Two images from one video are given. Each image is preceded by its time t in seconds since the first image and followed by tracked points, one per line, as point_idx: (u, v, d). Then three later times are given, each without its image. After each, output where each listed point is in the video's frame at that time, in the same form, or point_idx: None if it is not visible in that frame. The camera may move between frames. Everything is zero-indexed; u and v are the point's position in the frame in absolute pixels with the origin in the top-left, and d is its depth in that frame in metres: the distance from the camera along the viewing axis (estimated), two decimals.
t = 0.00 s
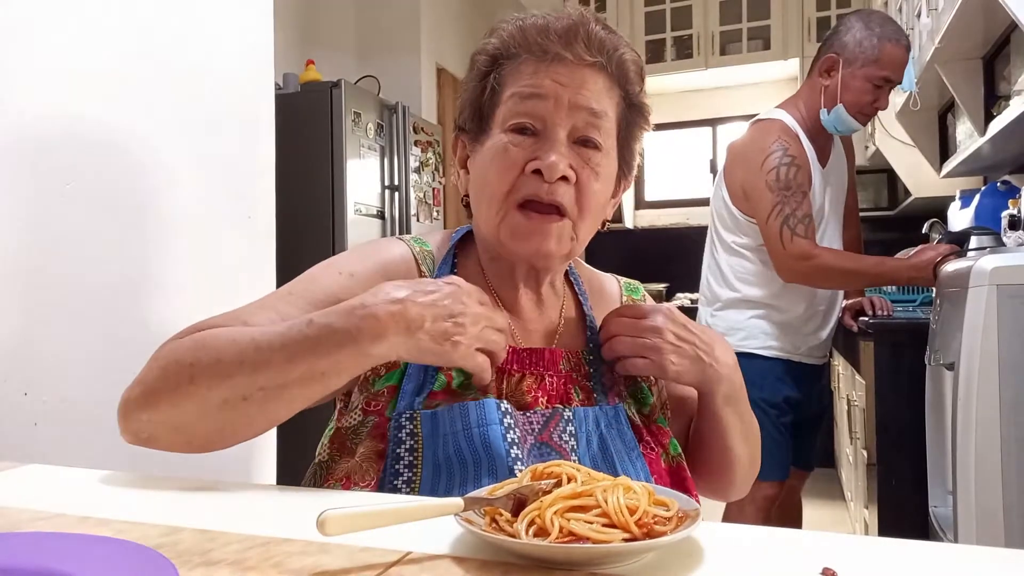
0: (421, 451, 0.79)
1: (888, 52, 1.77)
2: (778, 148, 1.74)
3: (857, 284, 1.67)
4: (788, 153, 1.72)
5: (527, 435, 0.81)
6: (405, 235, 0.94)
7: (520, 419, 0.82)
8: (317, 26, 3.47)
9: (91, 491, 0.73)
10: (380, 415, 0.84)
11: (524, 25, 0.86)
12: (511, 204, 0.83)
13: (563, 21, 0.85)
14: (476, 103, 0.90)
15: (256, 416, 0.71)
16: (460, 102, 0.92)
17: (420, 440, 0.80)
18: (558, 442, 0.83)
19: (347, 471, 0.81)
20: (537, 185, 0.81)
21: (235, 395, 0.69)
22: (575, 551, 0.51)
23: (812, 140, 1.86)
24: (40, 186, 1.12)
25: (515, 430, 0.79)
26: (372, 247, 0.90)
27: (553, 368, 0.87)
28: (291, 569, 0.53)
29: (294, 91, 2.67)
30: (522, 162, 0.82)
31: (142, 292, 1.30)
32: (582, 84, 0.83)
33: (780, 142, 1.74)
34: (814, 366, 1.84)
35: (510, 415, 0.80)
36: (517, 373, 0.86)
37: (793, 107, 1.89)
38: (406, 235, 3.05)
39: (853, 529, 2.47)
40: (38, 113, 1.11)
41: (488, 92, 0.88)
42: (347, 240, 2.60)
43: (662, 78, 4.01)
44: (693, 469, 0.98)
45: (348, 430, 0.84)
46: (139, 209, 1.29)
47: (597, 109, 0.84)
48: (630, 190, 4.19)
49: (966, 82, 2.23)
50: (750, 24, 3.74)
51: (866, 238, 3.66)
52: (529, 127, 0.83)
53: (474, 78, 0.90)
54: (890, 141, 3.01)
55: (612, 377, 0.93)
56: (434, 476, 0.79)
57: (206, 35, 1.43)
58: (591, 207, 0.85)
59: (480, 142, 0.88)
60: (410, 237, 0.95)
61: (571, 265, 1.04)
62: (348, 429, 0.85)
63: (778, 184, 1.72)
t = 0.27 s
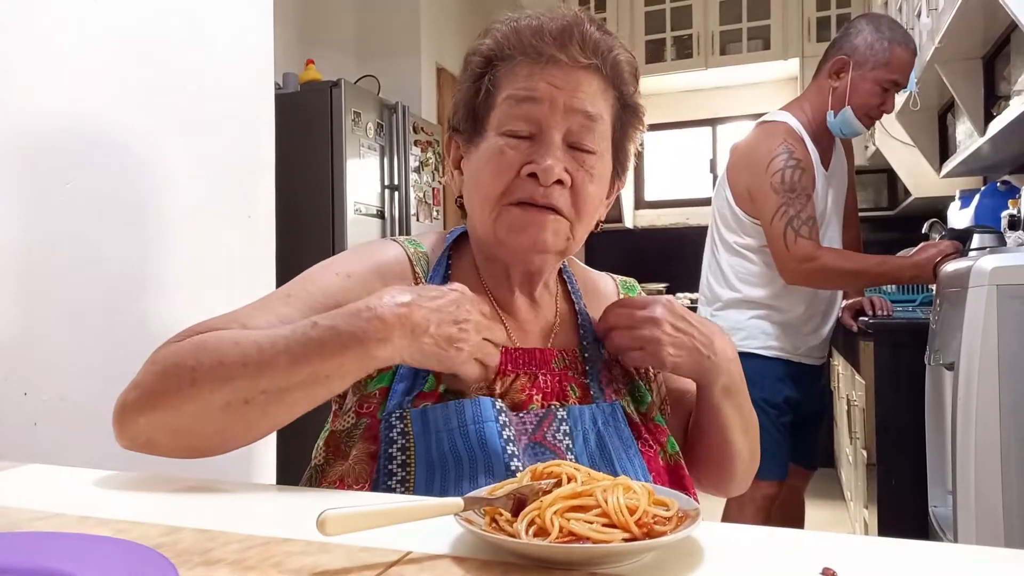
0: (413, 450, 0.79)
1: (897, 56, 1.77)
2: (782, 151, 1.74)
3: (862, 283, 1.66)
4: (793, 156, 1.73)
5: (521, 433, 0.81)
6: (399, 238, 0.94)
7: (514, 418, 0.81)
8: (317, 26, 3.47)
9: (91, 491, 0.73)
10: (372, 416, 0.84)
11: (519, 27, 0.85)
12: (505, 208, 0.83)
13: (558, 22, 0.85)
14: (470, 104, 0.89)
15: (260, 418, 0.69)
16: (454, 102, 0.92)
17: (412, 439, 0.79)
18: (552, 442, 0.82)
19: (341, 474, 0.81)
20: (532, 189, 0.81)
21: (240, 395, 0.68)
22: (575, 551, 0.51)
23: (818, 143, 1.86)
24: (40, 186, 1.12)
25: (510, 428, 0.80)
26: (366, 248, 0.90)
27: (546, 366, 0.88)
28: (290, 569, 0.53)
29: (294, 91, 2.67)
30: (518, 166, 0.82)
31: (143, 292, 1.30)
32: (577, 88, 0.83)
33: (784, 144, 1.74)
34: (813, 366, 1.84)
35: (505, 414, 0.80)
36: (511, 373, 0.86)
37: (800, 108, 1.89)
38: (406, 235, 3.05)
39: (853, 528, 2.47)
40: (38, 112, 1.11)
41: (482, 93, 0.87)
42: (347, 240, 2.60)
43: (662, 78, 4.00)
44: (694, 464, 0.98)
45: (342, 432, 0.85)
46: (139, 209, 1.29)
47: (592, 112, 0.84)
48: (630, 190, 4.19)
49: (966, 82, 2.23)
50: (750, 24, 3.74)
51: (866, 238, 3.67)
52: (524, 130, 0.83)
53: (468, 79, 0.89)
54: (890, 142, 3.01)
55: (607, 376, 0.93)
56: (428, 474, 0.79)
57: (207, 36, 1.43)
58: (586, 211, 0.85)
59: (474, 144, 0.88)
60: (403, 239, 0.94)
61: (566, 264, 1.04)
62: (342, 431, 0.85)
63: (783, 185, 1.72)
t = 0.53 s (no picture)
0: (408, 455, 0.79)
1: (896, 56, 1.78)
2: (780, 149, 1.75)
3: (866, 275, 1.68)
4: (790, 154, 1.73)
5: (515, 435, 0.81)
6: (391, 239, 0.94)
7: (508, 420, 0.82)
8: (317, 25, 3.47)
9: (90, 490, 0.73)
10: (368, 421, 0.84)
11: (523, 24, 0.85)
12: (509, 207, 0.83)
13: (563, 21, 0.84)
14: (470, 101, 0.88)
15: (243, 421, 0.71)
16: (451, 97, 0.90)
17: (407, 444, 0.80)
18: (546, 443, 0.82)
19: (338, 479, 0.82)
20: (540, 189, 0.82)
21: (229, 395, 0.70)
22: (575, 550, 0.51)
23: (816, 142, 1.86)
24: (40, 185, 1.12)
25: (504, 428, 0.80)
26: (357, 250, 0.90)
27: (542, 366, 0.88)
28: (289, 568, 0.53)
29: (294, 90, 2.66)
30: (525, 167, 0.82)
31: (143, 291, 1.30)
32: (583, 89, 0.83)
33: (781, 143, 1.74)
34: (812, 364, 1.84)
35: (500, 417, 0.81)
36: (507, 374, 0.86)
37: (799, 108, 1.88)
38: (405, 234, 3.05)
39: (851, 527, 2.47)
40: (38, 112, 1.11)
41: (484, 90, 0.86)
42: (346, 239, 2.60)
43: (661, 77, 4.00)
44: (695, 461, 0.98)
45: (337, 437, 0.85)
46: (139, 207, 1.29)
47: (597, 113, 0.85)
48: (629, 189, 4.20)
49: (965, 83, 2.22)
50: (750, 23, 3.74)
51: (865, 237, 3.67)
52: (529, 129, 0.83)
53: (468, 75, 0.88)
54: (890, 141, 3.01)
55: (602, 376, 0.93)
56: (423, 479, 0.79)
57: (207, 35, 1.43)
58: (591, 211, 0.86)
59: (475, 142, 0.87)
60: (395, 240, 0.94)
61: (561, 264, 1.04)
62: (337, 436, 0.85)
63: (779, 182, 1.72)
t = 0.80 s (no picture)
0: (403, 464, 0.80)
1: (888, 54, 1.78)
2: (775, 145, 1.75)
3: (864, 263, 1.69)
4: (786, 149, 1.74)
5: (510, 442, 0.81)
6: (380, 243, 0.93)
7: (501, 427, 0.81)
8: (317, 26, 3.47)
9: (88, 490, 0.73)
10: (363, 430, 0.84)
11: (520, 20, 0.85)
12: (503, 205, 0.83)
13: (560, 18, 0.85)
14: (466, 97, 0.88)
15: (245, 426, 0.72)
16: (447, 93, 0.91)
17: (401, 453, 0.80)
18: (540, 450, 0.82)
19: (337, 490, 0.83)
20: (535, 188, 0.81)
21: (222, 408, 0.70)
22: (575, 550, 0.52)
23: (812, 142, 1.86)
24: (40, 184, 1.12)
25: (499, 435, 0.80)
26: (345, 258, 0.89)
27: (538, 370, 0.88)
28: (289, 568, 0.53)
29: (294, 90, 2.66)
30: (520, 163, 0.82)
31: (144, 291, 1.30)
32: (580, 86, 0.83)
33: (776, 139, 1.75)
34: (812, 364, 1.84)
35: (493, 424, 0.81)
36: (501, 378, 0.86)
37: (793, 108, 1.89)
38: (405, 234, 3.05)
39: (851, 527, 2.48)
40: (38, 111, 1.11)
41: (480, 86, 0.87)
42: (346, 239, 2.60)
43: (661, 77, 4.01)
44: (694, 464, 0.98)
45: (335, 447, 0.86)
46: (138, 207, 1.29)
47: (593, 111, 0.85)
48: (629, 189, 4.20)
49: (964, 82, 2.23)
50: (749, 23, 3.74)
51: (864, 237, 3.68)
52: (525, 125, 0.83)
53: (464, 71, 0.88)
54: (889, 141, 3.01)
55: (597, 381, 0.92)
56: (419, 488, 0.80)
57: (207, 36, 1.43)
58: (586, 209, 0.85)
59: (470, 138, 0.87)
60: (386, 243, 0.94)
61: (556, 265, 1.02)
62: (334, 446, 0.86)
63: (775, 176, 1.72)
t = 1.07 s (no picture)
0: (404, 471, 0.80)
1: (875, 44, 1.78)
2: (767, 137, 1.76)
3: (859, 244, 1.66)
4: (776, 140, 1.75)
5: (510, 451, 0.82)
6: (377, 245, 0.93)
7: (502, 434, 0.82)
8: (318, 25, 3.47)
9: (89, 489, 0.73)
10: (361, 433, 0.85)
11: (512, 19, 0.85)
12: (496, 208, 0.83)
13: (552, 16, 0.84)
14: (458, 97, 0.88)
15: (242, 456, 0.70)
16: (440, 93, 0.91)
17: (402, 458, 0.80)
18: (539, 454, 0.83)
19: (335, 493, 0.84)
20: (528, 191, 0.82)
21: (215, 424, 0.68)
22: (576, 548, 0.52)
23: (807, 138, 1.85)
24: (40, 183, 1.12)
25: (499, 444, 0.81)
26: (341, 258, 0.89)
27: (535, 371, 0.87)
28: (290, 566, 0.53)
29: (294, 89, 2.66)
30: (513, 166, 0.82)
31: (145, 289, 1.30)
32: (573, 85, 0.83)
33: (768, 132, 1.77)
34: (813, 363, 1.83)
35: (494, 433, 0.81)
36: (499, 381, 0.86)
37: (785, 106, 1.88)
38: (406, 233, 3.05)
39: (852, 526, 2.47)
40: (38, 111, 1.11)
41: (472, 86, 0.87)
42: (347, 238, 2.60)
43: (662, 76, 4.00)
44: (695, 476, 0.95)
45: (333, 451, 0.86)
46: (139, 207, 1.29)
47: (587, 110, 0.84)
48: (630, 188, 4.20)
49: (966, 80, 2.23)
50: (751, 22, 3.74)
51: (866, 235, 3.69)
52: (517, 127, 0.83)
53: (457, 70, 0.88)
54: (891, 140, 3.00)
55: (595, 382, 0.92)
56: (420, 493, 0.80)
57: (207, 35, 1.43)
58: (581, 210, 0.85)
59: (464, 139, 0.87)
60: (382, 243, 0.94)
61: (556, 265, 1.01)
62: (332, 450, 0.86)
63: (765, 166, 1.73)
